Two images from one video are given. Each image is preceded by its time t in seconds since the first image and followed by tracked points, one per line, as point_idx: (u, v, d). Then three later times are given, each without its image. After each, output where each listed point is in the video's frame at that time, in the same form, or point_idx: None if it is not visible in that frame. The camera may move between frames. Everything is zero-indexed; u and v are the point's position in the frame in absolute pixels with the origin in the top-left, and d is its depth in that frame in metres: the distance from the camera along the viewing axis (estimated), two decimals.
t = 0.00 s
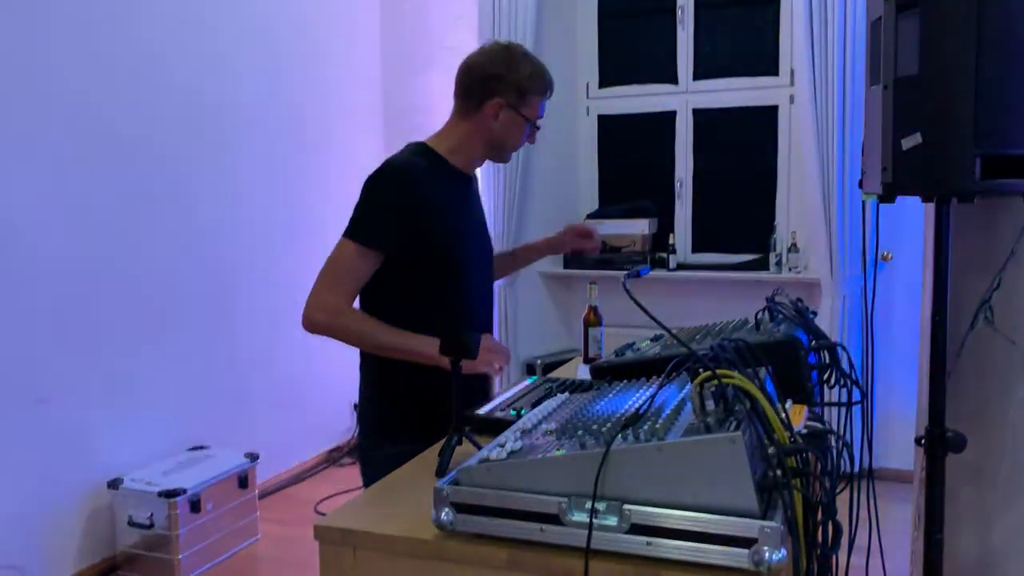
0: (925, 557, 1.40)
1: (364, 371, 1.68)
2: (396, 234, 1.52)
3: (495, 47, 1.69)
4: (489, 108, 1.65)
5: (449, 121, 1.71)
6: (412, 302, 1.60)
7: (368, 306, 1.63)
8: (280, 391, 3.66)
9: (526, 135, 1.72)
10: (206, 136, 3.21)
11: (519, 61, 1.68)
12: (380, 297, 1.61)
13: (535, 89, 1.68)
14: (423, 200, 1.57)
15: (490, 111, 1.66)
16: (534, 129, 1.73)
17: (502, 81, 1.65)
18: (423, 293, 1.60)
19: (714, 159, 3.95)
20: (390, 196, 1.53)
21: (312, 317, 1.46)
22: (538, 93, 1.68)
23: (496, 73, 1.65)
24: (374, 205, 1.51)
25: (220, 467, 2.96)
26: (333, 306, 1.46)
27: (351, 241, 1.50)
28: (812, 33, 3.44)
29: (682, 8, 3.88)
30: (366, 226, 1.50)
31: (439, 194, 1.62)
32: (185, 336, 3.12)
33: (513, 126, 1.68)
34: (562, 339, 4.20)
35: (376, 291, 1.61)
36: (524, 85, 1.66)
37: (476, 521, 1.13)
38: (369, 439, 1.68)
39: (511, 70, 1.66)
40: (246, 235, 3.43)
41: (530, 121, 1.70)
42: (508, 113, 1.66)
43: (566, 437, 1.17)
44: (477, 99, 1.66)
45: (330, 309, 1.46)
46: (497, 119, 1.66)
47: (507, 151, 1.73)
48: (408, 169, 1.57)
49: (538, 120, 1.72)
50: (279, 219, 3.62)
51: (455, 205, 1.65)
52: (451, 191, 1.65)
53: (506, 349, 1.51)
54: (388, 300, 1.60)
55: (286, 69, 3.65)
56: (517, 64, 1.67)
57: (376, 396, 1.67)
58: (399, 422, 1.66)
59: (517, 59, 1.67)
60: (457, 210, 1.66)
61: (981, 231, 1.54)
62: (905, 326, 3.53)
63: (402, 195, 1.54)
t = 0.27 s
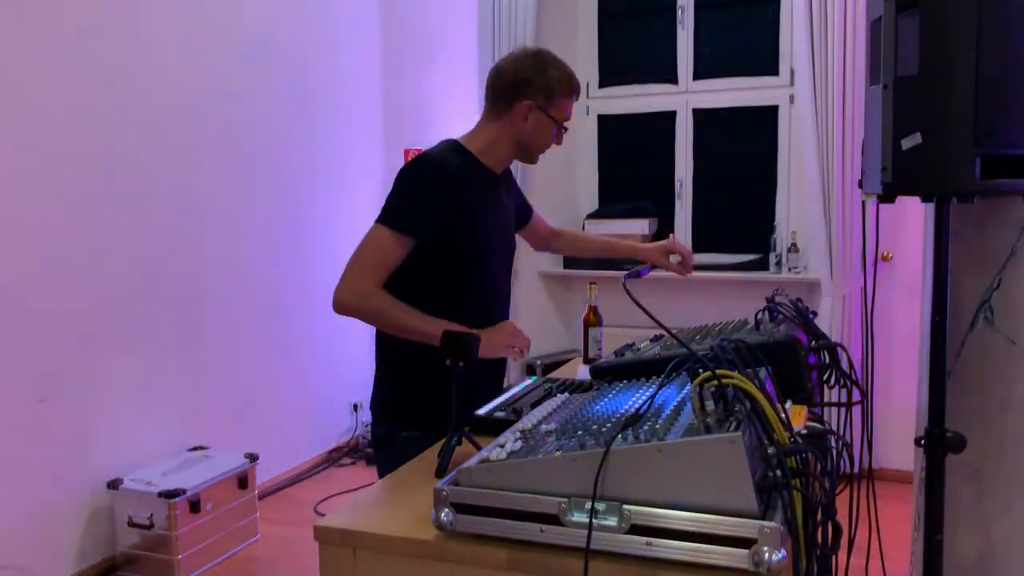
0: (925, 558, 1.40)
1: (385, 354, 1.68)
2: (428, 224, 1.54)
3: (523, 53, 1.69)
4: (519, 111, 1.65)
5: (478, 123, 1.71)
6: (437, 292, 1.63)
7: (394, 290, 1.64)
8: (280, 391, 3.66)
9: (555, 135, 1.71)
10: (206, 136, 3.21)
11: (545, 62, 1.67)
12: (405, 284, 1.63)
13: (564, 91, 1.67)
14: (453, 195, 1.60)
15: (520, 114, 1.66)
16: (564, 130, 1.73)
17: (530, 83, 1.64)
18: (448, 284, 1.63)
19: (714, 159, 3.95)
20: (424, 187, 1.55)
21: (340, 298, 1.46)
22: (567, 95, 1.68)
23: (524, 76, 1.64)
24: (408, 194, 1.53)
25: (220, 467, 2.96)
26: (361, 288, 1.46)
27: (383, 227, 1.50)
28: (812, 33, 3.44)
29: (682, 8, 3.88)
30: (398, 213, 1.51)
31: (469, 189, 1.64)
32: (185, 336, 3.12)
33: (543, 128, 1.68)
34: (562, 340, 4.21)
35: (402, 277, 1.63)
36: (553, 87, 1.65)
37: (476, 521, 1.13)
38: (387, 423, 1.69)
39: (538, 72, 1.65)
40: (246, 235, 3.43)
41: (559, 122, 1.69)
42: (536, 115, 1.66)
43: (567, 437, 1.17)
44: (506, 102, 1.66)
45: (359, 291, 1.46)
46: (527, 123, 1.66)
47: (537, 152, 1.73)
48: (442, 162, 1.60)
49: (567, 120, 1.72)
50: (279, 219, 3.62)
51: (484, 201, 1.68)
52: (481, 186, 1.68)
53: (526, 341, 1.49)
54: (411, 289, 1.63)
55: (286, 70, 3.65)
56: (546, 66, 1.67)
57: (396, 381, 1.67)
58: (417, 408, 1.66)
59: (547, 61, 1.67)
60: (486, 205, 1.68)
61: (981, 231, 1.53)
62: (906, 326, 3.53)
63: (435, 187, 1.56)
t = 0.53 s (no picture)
0: (925, 557, 1.40)
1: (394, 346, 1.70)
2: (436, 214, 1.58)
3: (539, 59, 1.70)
4: (535, 114, 1.66)
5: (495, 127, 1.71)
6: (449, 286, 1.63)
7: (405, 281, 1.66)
8: (280, 391, 3.67)
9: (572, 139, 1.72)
10: (207, 137, 3.21)
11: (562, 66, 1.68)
12: (418, 274, 1.64)
13: (580, 94, 1.67)
14: (468, 184, 1.62)
15: (537, 117, 1.66)
16: (580, 133, 1.73)
17: (546, 87, 1.65)
18: (459, 277, 1.64)
19: (714, 159, 3.95)
20: (436, 178, 1.58)
21: (346, 277, 1.49)
22: (584, 98, 1.68)
23: (540, 78, 1.66)
24: (419, 182, 1.57)
25: (220, 467, 2.96)
26: (368, 270, 1.49)
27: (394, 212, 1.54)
28: (812, 33, 3.44)
29: (682, 8, 3.89)
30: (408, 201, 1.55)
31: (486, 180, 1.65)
32: (186, 337, 3.12)
33: (560, 131, 1.68)
34: (562, 340, 4.21)
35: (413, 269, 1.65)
36: (570, 90, 1.66)
37: (476, 521, 1.13)
38: (392, 416, 1.69)
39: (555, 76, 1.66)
40: (247, 235, 3.43)
41: (574, 125, 1.70)
42: (553, 118, 1.66)
43: (567, 437, 1.17)
44: (524, 106, 1.67)
45: (365, 271, 1.49)
46: (544, 126, 1.67)
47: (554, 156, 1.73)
48: (458, 156, 1.63)
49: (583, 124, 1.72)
50: (280, 219, 3.63)
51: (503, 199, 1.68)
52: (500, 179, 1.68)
53: (526, 337, 1.46)
54: (424, 279, 1.64)
55: (287, 70, 3.65)
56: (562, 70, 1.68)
57: (402, 374, 1.67)
58: (422, 402, 1.66)
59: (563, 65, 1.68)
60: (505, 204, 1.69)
61: (980, 231, 1.53)
62: (906, 325, 3.53)
63: (448, 181, 1.60)
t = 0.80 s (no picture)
0: (925, 558, 1.40)
1: (395, 345, 1.70)
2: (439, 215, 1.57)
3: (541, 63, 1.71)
4: (539, 116, 1.66)
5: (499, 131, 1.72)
6: (451, 286, 1.63)
7: (406, 279, 1.67)
8: (280, 391, 3.67)
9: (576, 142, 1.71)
10: (207, 137, 3.21)
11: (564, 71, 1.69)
12: (420, 274, 1.64)
13: (583, 98, 1.67)
14: (473, 187, 1.61)
15: (540, 120, 1.67)
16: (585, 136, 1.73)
17: (546, 89, 1.66)
18: (462, 278, 1.63)
19: (714, 159, 3.95)
20: (441, 179, 1.57)
21: (348, 275, 1.49)
22: (588, 102, 1.68)
23: (540, 82, 1.67)
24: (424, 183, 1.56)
25: (219, 467, 2.96)
26: (370, 269, 1.49)
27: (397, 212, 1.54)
28: (812, 33, 3.44)
29: (682, 8, 3.89)
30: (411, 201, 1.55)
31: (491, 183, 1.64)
32: (186, 337, 3.12)
33: (563, 135, 1.68)
34: (562, 339, 4.21)
35: (415, 268, 1.65)
36: (571, 93, 1.66)
37: (476, 521, 1.13)
38: (392, 416, 1.69)
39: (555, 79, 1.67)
40: (247, 235, 3.43)
41: (578, 128, 1.69)
42: (554, 120, 1.67)
43: (567, 437, 1.17)
44: (528, 109, 1.67)
45: (366, 270, 1.49)
46: (547, 129, 1.67)
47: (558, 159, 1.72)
48: (464, 157, 1.61)
49: (587, 128, 1.72)
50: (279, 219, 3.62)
51: (508, 200, 1.68)
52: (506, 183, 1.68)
53: (525, 337, 1.47)
54: (426, 280, 1.64)
55: (286, 69, 3.65)
56: (565, 75, 1.69)
57: (404, 373, 1.68)
58: (423, 401, 1.66)
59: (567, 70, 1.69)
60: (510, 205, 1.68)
61: (980, 231, 1.53)
62: (905, 325, 3.53)
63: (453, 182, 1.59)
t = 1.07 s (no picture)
0: (925, 558, 1.40)
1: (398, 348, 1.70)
2: (437, 218, 1.58)
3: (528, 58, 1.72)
4: (522, 110, 1.65)
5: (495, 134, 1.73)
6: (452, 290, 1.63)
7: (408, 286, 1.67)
8: (281, 391, 3.66)
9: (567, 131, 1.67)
10: (207, 137, 3.21)
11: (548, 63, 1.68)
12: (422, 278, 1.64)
13: (566, 86, 1.65)
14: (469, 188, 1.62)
15: (522, 113, 1.66)
16: (579, 126, 1.68)
17: (527, 82, 1.66)
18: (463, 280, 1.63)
19: (714, 159, 3.95)
20: (437, 182, 1.59)
21: (347, 282, 1.50)
22: (574, 92, 1.66)
23: (522, 76, 1.67)
24: (420, 187, 1.57)
25: (219, 467, 2.96)
26: (368, 274, 1.50)
27: (394, 217, 1.55)
28: (812, 33, 3.44)
29: (682, 8, 3.89)
30: (408, 206, 1.56)
31: (489, 184, 1.65)
32: (186, 336, 3.12)
33: (549, 125, 1.65)
34: (562, 340, 4.21)
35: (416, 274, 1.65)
36: (551, 83, 1.64)
37: (476, 521, 1.13)
38: (395, 415, 1.69)
39: (537, 71, 1.66)
40: (247, 235, 3.43)
41: (568, 119, 1.66)
42: (536, 111, 1.65)
43: (567, 437, 1.17)
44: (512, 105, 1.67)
45: (366, 276, 1.50)
46: (531, 121, 1.65)
47: (552, 150, 1.68)
48: (461, 160, 1.63)
49: (580, 118, 1.68)
50: (280, 219, 3.62)
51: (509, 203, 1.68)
52: (505, 184, 1.68)
53: (524, 339, 1.47)
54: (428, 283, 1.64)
55: (286, 70, 3.65)
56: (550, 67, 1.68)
57: (406, 373, 1.68)
58: (425, 400, 1.66)
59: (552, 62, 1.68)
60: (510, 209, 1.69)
61: (980, 231, 1.53)
62: (906, 326, 3.53)
63: (449, 185, 1.60)
